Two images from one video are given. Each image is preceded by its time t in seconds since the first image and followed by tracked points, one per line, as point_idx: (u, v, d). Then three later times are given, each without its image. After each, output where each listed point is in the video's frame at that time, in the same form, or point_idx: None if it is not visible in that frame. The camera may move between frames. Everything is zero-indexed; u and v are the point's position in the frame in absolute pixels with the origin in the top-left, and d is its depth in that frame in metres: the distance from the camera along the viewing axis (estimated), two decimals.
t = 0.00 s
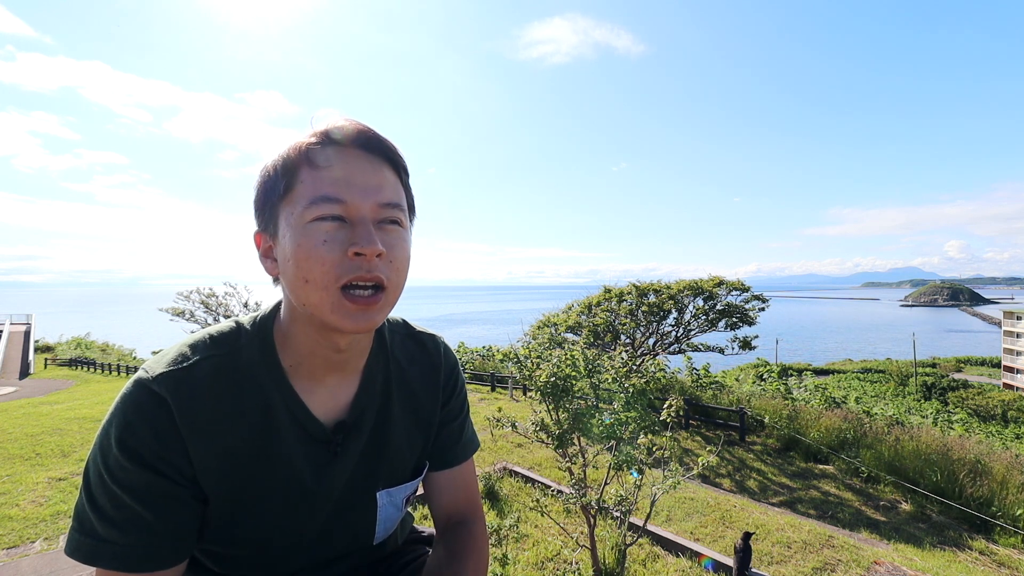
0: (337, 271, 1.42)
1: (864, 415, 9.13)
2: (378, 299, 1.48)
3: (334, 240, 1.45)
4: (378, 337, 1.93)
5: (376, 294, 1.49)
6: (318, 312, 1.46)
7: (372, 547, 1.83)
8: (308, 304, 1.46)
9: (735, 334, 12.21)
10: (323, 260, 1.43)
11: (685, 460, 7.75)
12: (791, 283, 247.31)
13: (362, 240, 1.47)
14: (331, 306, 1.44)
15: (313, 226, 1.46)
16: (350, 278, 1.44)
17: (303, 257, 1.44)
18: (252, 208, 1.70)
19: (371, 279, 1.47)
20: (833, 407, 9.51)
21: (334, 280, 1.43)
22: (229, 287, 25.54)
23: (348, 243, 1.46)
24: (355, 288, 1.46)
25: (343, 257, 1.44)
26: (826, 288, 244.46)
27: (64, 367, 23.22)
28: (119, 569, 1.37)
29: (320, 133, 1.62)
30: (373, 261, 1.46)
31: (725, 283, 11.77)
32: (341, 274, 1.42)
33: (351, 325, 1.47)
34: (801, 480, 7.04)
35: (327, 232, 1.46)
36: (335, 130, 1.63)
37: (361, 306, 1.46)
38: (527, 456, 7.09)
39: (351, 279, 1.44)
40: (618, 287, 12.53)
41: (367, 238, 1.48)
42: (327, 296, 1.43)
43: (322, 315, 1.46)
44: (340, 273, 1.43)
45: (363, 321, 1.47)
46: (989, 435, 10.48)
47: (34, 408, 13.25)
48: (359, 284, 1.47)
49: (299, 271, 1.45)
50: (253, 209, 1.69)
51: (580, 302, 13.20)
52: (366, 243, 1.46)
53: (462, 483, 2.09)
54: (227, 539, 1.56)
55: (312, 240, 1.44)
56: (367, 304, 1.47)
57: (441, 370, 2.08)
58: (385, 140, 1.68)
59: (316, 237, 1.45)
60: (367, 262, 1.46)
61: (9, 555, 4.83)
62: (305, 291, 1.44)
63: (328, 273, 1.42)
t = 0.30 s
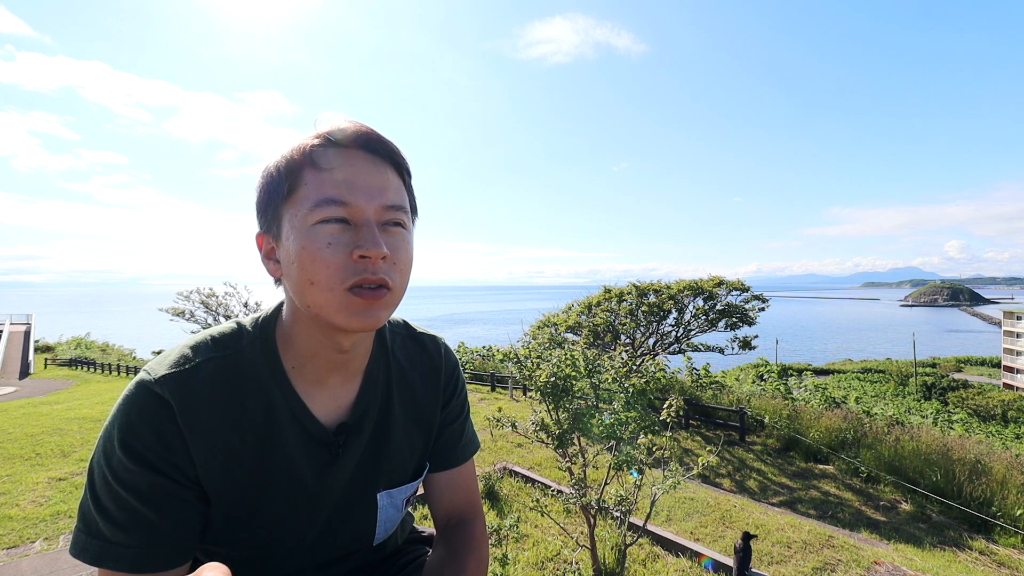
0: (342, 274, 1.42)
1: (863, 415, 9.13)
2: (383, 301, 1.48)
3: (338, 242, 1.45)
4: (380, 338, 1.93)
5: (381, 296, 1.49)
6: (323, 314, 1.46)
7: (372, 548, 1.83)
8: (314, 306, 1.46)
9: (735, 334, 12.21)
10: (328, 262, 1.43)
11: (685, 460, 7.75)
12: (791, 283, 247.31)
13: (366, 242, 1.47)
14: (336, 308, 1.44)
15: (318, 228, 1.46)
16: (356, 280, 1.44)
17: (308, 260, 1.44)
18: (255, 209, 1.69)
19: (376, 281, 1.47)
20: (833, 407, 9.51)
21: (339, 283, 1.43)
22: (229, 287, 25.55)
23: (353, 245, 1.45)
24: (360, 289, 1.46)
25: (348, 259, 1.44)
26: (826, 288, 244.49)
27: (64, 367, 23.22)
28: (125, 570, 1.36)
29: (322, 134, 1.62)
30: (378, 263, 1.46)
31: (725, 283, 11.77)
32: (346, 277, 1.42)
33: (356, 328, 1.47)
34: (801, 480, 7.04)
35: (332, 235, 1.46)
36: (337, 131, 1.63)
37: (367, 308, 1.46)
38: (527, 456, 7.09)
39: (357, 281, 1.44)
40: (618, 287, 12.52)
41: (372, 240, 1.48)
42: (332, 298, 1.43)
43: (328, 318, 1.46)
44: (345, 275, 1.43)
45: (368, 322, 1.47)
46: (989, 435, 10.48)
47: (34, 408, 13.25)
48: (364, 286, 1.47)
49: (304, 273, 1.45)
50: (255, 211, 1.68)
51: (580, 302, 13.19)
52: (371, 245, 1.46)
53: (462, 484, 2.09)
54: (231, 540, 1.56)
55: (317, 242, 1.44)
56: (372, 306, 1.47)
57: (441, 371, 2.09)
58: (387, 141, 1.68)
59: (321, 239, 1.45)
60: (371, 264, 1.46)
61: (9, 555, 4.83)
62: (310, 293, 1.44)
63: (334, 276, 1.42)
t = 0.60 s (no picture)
0: (342, 274, 1.43)
1: (863, 415, 9.13)
2: (382, 301, 1.48)
3: (337, 242, 1.45)
4: (380, 338, 1.93)
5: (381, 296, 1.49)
6: (322, 314, 1.46)
7: (372, 548, 1.83)
8: (313, 307, 1.45)
9: (735, 334, 12.21)
10: (328, 262, 1.43)
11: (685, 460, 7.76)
12: (791, 283, 247.32)
13: (366, 242, 1.47)
14: (336, 309, 1.44)
15: (317, 228, 1.46)
16: (356, 280, 1.44)
17: (308, 260, 1.44)
18: (255, 209, 1.69)
19: (375, 281, 1.47)
20: (833, 407, 9.51)
21: (339, 282, 1.43)
22: (229, 287, 25.54)
23: (352, 245, 1.46)
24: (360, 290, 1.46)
25: (348, 259, 1.44)
26: (826, 288, 244.48)
27: (64, 367, 23.23)
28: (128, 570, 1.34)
29: (322, 134, 1.62)
30: (377, 263, 1.46)
31: (725, 283, 11.77)
32: (345, 277, 1.43)
33: (355, 329, 1.46)
34: (801, 480, 7.05)
35: (331, 235, 1.46)
36: (337, 130, 1.63)
37: (366, 309, 1.46)
38: (527, 456, 7.10)
39: (357, 281, 1.44)
40: (618, 287, 12.52)
41: (371, 239, 1.48)
42: (332, 298, 1.43)
43: (327, 318, 1.45)
44: (345, 275, 1.43)
45: (367, 321, 1.47)
46: (989, 435, 10.48)
47: (34, 408, 13.25)
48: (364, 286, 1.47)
49: (304, 273, 1.45)
50: (255, 211, 1.68)
51: (580, 302, 13.18)
52: (370, 245, 1.46)
53: (462, 484, 2.10)
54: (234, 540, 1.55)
55: (317, 242, 1.44)
56: (372, 307, 1.47)
57: (442, 371, 2.09)
58: (386, 140, 1.68)
59: (320, 239, 1.45)
60: (371, 264, 1.46)
61: (9, 555, 4.83)
62: (310, 293, 1.44)
63: (333, 276, 1.42)
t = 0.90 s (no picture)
0: (321, 270, 1.40)
1: (863, 415, 9.13)
2: (364, 300, 1.44)
3: (319, 238, 1.44)
4: (376, 338, 1.93)
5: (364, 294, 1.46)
6: (304, 312, 1.44)
7: (371, 549, 1.84)
8: (295, 304, 1.45)
9: (735, 334, 12.21)
10: (308, 258, 1.41)
11: (685, 460, 7.76)
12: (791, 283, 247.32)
13: (347, 238, 1.44)
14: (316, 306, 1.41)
15: (300, 224, 1.46)
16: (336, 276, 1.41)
17: (289, 256, 1.43)
18: (250, 207, 1.72)
19: (356, 278, 1.44)
20: (833, 407, 9.51)
21: (318, 279, 1.40)
22: (229, 287, 25.55)
23: (333, 242, 1.44)
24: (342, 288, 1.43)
25: (329, 255, 1.42)
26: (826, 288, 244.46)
27: (64, 367, 23.23)
28: (154, 557, 1.31)
29: (315, 132, 1.63)
30: (357, 260, 1.43)
31: (725, 283, 11.77)
32: (325, 273, 1.40)
33: (334, 329, 1.43)
34: (801, 480, 7.05)
35: (313, 231, 1.45)
36: (328, 128, 1.64)
37: (346, 307, 1.41)
38: (527, 456, 7.10)
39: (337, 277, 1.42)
40: (618, 287, 12.52)
41: (352, 236, 1.46)
42: (312, 295, 1.41)
43: (309, 315, 1.44)
44: (325, 272, 1.40)
45: (349, 321, 1.42)
46: (989, 435, 10.48)
47: (34, 408, 13.25)
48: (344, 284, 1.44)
49: (285, 270, 1.44)
50: (250, 209, 1.71)
51: (580, 302, 13.18)
52: (351, 241, 1.44)
53: (461, 485, 2.10)
54: (246, 524, 1.59)
55: (298, 238, 1.44)
56: (352, 305, 1.42)
57: (439, 371, 2.09)
58: (378, 139, 1.67)
59: (302, 235, 1.44)
60: (351, 260, 1.43)
61: (9, 555, 4.83)
62: (292, 290, 1.43)
63: (313, 272, 1.40)
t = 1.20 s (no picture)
0: (298, 276, 1.43)
1: (863, 415, 9.14)
2: (343, 303, 1.46)
3: (297, 243, 1.45)
4: (376, 338, 1.92)
5: (343, 296, 1.47)
6: (288, 316, 1.48)
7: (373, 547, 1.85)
8: (279, 307, 1.48)
9: (735, 334, 12.20)
10: (286, 264, 1.44)
11: (685, 460, 7.76)
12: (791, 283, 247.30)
13: (323, 243, 1.44)
14: (295, 309, 1.45)
15: (279, 230, 1.47)
16: (312, 281, 1.44)
17: (271, 262, 1.47)
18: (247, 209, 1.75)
19: (335, 283, 1.45)
20: (833, 407, 9.51)
21: (296, 285, 1.43)
22: (229, 287, 25.59)
23: (310, 247, 1.44)
24: (320, 291, 1.45)
25: (306, 260, 1.43)
26: (826, 288, 244.46)
27: (64, 367, 23.23)
28: (192, 549, 1.31)
29: (299, 133, 1.62)
30: (335, 265, 1.44)
31: (725, 283, 11.77)
32: (302, 279, 1.43)
33: (316, 332, 1.46)
34: (801, 480, 7.05)
35: (291, 236, 1.46)
36: (312, 129, 1.62)
37: (324, 310, 1.45)
38: (527, 456, 7.10)
39: (314, 282, 1.44)
40: (618, 287, 12.52)
41: (329, 241, 1.45)
42: (291, 299, 1.44)
43: (291, 318, 1.47)
44: (302, 277, 1.43)
45: (327, 324, 1.45)
46: (989, 435, 10.48)
47: (34, 408, 13.25)
48: (323, 287, 1.46)
49: (269, 275, 1.48)
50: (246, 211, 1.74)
51: (580, 302, 13.18)
52: (326, 246, 1.44)
53: (459, 485, 2.09)
54: (263, 522, 1.59)
55: (277, 244, 1.46)
56: (332, 308, 1.45)
57: (439, 371, 2.09)
58: (362, 136, 1.64)
59: (280, 241, 1.46)
60: (328, 265, 1.43)
61: (9, 555, 4.83)
62: (275, 295, 1.47)
63: (290, 278, 1.43)
